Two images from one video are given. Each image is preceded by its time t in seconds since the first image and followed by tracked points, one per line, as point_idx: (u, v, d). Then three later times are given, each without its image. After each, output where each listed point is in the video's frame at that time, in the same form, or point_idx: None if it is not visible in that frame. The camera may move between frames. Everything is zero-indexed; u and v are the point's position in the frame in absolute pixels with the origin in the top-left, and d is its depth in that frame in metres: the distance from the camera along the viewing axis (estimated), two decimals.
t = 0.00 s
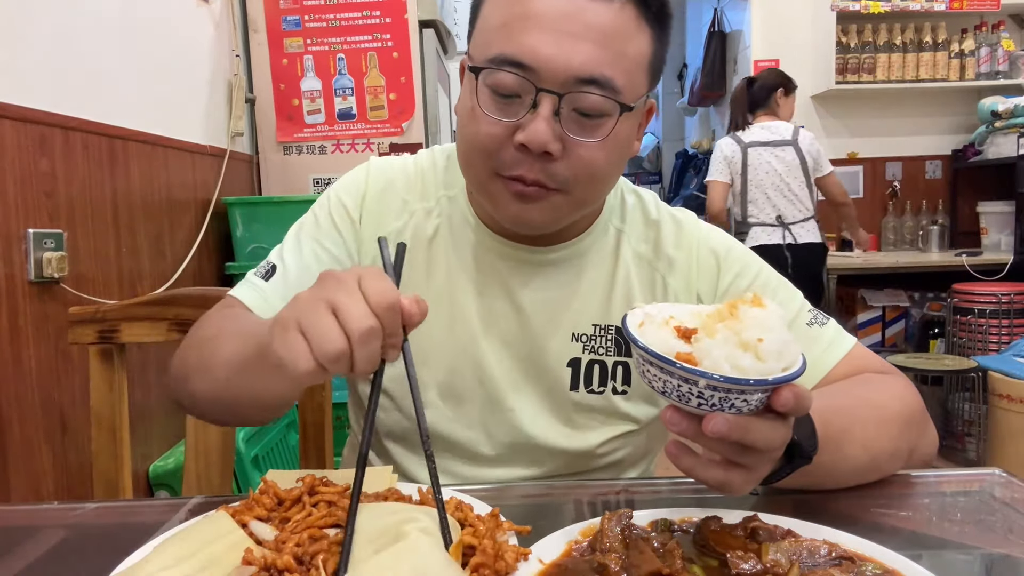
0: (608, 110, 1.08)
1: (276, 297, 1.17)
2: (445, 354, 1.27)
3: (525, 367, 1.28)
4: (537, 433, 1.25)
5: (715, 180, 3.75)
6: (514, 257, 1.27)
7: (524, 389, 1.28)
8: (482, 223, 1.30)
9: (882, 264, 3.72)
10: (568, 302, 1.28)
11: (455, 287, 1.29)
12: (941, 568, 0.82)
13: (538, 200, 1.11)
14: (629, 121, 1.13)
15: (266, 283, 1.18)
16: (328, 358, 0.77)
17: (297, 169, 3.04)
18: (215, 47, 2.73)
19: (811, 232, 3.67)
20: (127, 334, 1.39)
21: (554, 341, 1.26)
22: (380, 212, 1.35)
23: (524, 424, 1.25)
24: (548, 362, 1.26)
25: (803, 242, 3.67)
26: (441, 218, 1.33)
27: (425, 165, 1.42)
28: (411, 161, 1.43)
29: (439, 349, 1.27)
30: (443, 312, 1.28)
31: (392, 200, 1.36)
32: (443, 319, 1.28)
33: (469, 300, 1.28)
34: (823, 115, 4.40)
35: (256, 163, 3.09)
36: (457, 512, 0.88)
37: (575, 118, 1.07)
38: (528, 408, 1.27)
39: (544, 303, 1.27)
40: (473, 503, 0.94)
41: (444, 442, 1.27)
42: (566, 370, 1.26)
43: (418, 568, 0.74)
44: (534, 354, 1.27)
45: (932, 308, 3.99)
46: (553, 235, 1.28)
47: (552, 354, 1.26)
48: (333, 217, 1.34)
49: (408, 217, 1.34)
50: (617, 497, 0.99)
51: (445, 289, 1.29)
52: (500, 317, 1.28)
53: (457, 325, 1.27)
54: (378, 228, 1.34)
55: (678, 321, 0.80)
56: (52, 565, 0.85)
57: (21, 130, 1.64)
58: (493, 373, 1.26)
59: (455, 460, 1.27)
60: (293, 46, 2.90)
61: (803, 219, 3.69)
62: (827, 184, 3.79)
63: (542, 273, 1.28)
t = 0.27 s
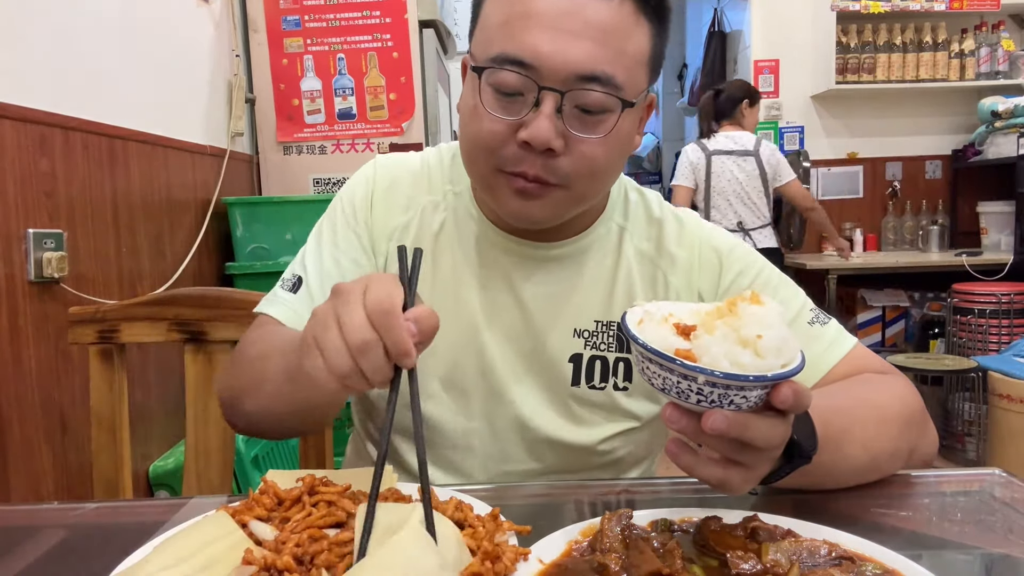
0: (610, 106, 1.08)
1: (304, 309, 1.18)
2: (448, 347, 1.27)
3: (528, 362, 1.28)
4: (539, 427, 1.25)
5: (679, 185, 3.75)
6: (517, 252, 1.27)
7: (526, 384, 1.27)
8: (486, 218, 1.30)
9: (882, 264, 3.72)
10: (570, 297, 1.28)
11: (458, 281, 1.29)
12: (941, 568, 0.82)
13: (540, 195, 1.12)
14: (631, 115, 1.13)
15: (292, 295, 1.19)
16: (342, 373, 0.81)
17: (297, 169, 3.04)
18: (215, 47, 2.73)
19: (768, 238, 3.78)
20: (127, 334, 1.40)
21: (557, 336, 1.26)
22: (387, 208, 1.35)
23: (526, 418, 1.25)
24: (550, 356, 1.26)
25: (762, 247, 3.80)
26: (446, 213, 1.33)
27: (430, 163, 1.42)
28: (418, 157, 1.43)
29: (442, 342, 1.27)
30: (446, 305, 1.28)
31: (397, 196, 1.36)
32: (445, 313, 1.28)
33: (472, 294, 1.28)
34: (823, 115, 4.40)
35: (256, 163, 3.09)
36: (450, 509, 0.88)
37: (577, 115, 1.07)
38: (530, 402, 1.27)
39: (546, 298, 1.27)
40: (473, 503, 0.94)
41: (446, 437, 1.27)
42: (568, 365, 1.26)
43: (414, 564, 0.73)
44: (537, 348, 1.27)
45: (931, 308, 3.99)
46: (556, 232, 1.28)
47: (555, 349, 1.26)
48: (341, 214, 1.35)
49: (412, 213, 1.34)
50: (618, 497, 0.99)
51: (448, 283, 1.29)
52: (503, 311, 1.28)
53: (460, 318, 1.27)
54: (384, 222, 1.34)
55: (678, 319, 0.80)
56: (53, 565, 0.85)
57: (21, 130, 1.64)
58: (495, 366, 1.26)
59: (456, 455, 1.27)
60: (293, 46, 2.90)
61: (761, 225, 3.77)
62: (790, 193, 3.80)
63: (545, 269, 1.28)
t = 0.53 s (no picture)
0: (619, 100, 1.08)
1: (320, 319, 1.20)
2: (452, 343, 1.27)
3: (532, 358, 1.28)
4: (542, 424, 1.25)
5: (651, 178, 4.00)
6: (522, 249, 1.27)
7: (529, 380, 1.27)
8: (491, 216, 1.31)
9: (882, 263, 3.72)
10: (574, 293, 1.28)
11: (462, 278, 1.29)
12: (941, 567, 0.82)
13: (547, 189, 1.12)
14: (637, 112, 1.13)
15: (308, 307, 1.21)
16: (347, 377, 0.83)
17: (297, 169, 3.04)
18: (216, 46, 2.73)
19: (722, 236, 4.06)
20: (127, 334, 1.41)
21: (562, 333, 1.27)
22: (393, 207, 1.35)
23: (530, 415, 1.25)
24: (554, 353, 1.26)
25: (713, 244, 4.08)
26: (450, 211, 1.34)
27: (436, 163, 1.43)
28: (424, 159, 1.44)
29: (446, 339, 1.27)
30: (450, 302, 1.28)
31: (403, 195, 1.36)
32: (449, 309, 1.27)
33: (476, 291, 1.28)
34: (823, 115, 4.40)
35: (256, 163, 3.09)
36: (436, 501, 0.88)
37: (586, 110, 1.08)
38: (534, 399, 1.26)
39: (551, 294, 1.27)
40: (473, 503, 0.94)
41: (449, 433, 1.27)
42: (572, 362, 1.27)
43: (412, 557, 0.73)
44: (540, 345, 1.27)
45: (931, 308, 3.97)
46: (559, 229, 1.28)
47: (559, 345, 1.26)
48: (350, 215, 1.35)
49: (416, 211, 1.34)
50: (619, 497, 0.99)
51: (452, 280, 1.29)
52: (508, 308, 1.28)
53: (464, 314, 1.27)
54: (389, 221, 1.34)
55: (677, 314, 0.80)
56: (54, 564, 0.85)
57: (21, 130, 1.64)
58: (500, 363, 1.26)
59: (459, 452, 1.27)
60: (293, 46, 2.90)
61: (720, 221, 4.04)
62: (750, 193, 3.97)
63: (549, 266, 1.28)
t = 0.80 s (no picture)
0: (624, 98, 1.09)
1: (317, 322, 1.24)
2: (453, 342, 1.27)
3: (533, 357, 1.28)
4: (543, 423, 1.24)
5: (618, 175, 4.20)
6: (524, 249, 1.28)
7: (531, 378, 1.27)
8: (494, 216, 1.31)
9: (882, 264, 3.72)
10: (575, 293, 1.29)
11: (463, 277, 1.29)
12: (941, 567, 0.82)
13: (550, 188, 1.12)
14: (641, 112, 1.14)
15: (307, 310, 1.26)
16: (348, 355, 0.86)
17: (297, 169, 3.03)
18: (216, 46, 2.73)
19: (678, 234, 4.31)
20: (128, 333, 1.40)
21: (563, 332, 1.27)
22: (393, 207, 1.35)
23: (531, 414, 1.24)
24: (556, 352, 1.26)
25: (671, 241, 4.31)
26: (452, 212, 1.34)
27: (438, 164, 1.43)
28: (424, 161, 1.44)
29: (447, 338, 1.27)
30: (452, 301, 1.28)
31: (404, 195, 1.36)
32: (450, 309, 1.27)
33: (477, 290, 1.28)
34: (823, 115, 4.40)
35: (256, 163, 3.10)
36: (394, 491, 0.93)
37: (590, 108, 1.08)
38: (535, 398, 1.26)
39: (552, 294, 1.28)
40: (473, 503, 0.94)
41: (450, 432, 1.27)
42: (573, 361, 1.27)
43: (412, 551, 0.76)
44: (542, 344, 1.27)
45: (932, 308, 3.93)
46: (561, 229, 1.28)
47: (560, 344, 1.26)
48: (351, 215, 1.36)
49: (417, 212, 1.34)
50: (620, 497, 0.99)
51: (453, 279, 1.29)
52: (509, 307, 1.28)
53: (465, 313, 1.27)
54: (390, 221, 1.34)
55: (679, 313, 0.80)
56: (54, 564, 0.85)
57: (21, 130, 1.64)
58: (500, 361, 1.26)
59: (460, 451, 1.27)
60: (294, 46, 2.90)
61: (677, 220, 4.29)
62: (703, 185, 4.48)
63: (550, 266, 1.28)
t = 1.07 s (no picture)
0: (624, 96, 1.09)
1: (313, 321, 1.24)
2: (452, 342, 1.27)
3: (532, 356, 1.27)
4: (542, 422, 1.24)
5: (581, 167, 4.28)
6: (523, 248, 1.28)
7: (530, 378, 1.27)
8: (494, 216, 1.31)
9: (882, 264, 3.72)
10: (575, 292, 1.29)
11: (463, 276, 1.28)
12: (942, 567, 0.82)
13: (551, 186, 1.11)
14: (642, 110, 1.14)
15: (302, 306, 1.25)
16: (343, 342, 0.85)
17: (297, 169, 3.03)
18: (216, 46, 2.73)
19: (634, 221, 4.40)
20: (127, 333, 1.40)
21: (562, 332, 1.27)
22: (392, 207, 1.35)
23: (530, 413, 1.24)
24: (555, 351, 1.26)
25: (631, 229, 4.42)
26: (451, 213, 1.34)
27: (438, 165, 1.43)
28: (424, 161, 1.44)
29: (446, 338, 1.27)
30: (451, 301, 1.28)
31: (404, 195, 1.36)
32: (450, 309, 1.27)
33: (478, 291, 1.28)
34: (822, 115, 4.40)
35: (256, 162, 3.09)
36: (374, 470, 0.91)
37: (590, 106, 1.08)
38: (534, 397, 1.26)
39: (552, 294, 1.28)
40: (473, 503, 0.94)
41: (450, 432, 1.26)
42: (572, 360, 1.27)
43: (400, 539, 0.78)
44: (541, 343, 1.27)
45: (931, 308, 3.95)
46: (560, 228, 1.28)
47: (559, 344, 1.26)
48: (350, 215, 1.36)
49: (417, 212, 1.34)
50: (620, 497, 0.99)
51: (453, 279, 1.29)
52: (509, 306, 1.28)
53: (464, 313, 1.27)
54: (390, 221, 1.34)
55: (682, 314, 0.80)
56: (55, 564, 0.85)
57: (21, 130, 1.64)
58: (500, 361, 1.26)
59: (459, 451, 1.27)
60: (293, 46, 2.90)
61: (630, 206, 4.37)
62: (659, 165, 4.89)
63: (550, 265, 1.29)
